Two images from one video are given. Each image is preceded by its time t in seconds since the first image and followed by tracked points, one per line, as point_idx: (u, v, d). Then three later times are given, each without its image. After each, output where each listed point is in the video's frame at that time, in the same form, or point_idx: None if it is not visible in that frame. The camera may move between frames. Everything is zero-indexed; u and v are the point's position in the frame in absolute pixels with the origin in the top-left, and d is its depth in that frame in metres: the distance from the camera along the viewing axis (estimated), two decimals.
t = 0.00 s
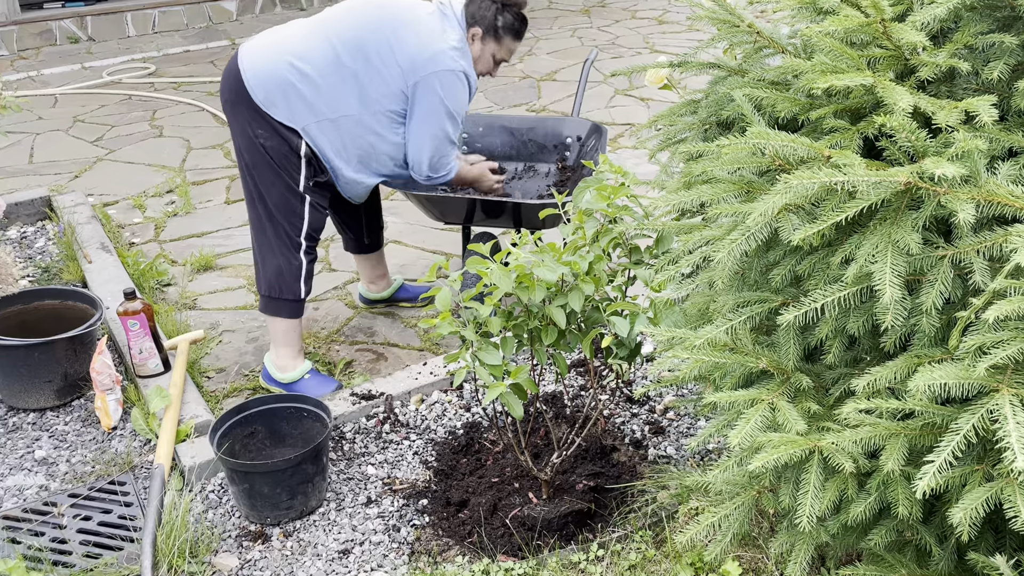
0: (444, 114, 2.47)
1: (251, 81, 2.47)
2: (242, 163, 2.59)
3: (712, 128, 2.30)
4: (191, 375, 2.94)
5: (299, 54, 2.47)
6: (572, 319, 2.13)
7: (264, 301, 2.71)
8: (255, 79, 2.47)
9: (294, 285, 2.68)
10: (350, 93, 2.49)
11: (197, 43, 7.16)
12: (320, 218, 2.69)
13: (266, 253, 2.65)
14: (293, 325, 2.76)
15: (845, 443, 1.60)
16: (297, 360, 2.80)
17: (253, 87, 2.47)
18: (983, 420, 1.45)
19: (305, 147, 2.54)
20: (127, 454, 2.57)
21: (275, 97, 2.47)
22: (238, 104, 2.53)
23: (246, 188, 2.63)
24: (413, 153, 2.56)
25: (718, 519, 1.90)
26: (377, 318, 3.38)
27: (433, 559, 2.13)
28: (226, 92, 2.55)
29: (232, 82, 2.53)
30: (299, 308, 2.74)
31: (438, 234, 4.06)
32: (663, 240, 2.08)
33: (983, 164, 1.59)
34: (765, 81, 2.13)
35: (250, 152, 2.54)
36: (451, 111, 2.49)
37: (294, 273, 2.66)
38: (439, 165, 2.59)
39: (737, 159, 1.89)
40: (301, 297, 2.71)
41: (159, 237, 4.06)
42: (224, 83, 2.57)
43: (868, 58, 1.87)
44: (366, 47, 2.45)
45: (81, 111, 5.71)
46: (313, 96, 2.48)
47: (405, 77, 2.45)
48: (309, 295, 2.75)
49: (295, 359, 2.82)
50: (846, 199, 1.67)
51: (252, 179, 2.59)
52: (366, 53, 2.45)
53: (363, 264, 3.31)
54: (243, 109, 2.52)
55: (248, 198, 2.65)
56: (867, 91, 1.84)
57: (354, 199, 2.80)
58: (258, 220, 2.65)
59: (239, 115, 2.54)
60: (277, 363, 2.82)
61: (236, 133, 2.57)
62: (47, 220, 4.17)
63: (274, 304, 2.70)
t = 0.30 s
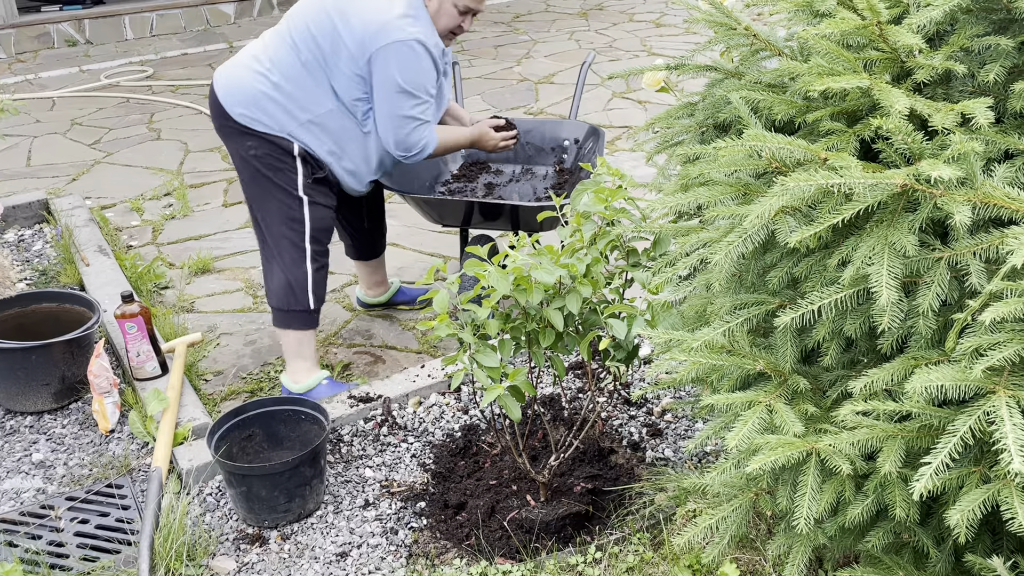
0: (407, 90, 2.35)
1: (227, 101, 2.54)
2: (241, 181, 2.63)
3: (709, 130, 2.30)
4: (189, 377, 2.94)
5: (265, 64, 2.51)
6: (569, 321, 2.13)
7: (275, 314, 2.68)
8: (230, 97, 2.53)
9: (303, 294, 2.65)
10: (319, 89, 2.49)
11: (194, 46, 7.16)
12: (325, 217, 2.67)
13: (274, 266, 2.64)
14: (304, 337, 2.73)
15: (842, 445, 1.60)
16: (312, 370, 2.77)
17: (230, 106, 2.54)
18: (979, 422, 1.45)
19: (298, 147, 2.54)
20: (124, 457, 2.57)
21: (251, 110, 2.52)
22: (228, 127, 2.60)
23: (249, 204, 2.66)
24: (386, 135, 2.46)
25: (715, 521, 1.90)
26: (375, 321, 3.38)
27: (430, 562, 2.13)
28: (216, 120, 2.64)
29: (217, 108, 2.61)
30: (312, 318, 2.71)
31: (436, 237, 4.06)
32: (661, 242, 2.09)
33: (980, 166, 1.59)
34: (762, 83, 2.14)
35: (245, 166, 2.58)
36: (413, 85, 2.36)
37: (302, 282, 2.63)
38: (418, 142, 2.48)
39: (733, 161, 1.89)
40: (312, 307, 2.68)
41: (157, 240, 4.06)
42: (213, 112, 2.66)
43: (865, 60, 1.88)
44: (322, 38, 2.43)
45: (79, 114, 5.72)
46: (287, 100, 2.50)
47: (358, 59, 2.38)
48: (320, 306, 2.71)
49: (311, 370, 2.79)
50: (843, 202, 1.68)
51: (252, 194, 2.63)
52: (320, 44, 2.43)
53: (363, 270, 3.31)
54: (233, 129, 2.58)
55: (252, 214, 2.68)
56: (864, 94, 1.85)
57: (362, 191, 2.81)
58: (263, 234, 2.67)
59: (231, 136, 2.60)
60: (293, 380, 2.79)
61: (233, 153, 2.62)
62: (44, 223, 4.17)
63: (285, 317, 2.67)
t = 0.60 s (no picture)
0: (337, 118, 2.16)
1: (189, 123, 2.49)
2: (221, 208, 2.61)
3: (706, 131, 2.30)
4: (187, 379, 2.94)
5: (222, 85, 2.42)
6: (567, 322, 2.13)
7: (273, 337, 2.69)
8: (189, 118, 2.48)
9: (298, 319, 2.64)
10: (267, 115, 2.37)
11: (192, 48, 7.17)
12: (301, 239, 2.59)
13: (265, 292, 2.63)
14: (305, 356, 2.75)
15: (840, 445, 1.60)
16: (315, 379, 2.79)
17: (191, 128, 2.49)
18: (976, 422, 1.45)
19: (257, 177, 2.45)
20: (122, 459, 2.57)
21: (208, 133, 2.46)
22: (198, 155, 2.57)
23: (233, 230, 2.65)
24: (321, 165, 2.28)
25: (713, 522, 1.90)
26: (373, 322, 3.38)
27: (428, 564, 2.13)
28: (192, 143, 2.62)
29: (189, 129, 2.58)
30: (308, 339, 2.71)
31: (434, 238, 4.06)
32: (659, 243, 2.09)
33: (977, 167, 1.59)
34: (759, 84, 2.14)
35: (218, 196, 2.55)
36: (346, 112, 2.16)
37: (293, 306, 2.62)
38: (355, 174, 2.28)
39: (731, 162, 1.89)
40: (307, 329, 2.67)
41: (155, 241, 4.06)
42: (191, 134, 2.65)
43: (862, 61, 1.88)
44: (267, 57, 2.29)
45: (76, 116, 5.72)
46: (238, 123, 2.41)
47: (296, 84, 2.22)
48: (317, 325, 2.71)
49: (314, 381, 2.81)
50: (840, 202, 1.68)
51: (232, 222, 2.61)
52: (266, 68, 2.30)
53: (356, 277, 3.31)
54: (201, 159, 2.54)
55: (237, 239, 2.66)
56: (861, 94, 1.85)
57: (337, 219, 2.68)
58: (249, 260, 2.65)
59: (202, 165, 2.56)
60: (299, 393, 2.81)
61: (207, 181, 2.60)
62: (42, 224, 4.17)
63: (282, 339, 2.68)
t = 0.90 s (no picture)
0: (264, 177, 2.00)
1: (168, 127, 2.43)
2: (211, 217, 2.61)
3: (703, 131, 2.31)
4: (185, 380, 2.94)
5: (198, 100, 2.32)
6: (565, 322, 2.14)
7: (269, 343, 2.70)
8: (170, 124, 2.41)
9: (289, 329, 2.62)
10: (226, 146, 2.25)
11: (189, 49, 7.16)
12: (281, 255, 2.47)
13: (256, 304, 2.61)
14: (302, 361, 2.74)
15: (837, 444, 1.61)
16: (313, 380, 2.79)
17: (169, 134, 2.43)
18: (973, 420, 1.45)
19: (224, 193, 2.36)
20: (120, 459, 2.57)
21: (184, 143, 2.38)
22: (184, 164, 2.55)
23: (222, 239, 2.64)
24: (250, 214, 2.13)
25: (711, 521, 1.90)
26: (371, 323, 3.38)
27: (427, 563, 2.13)
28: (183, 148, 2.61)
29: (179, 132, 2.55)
30: (302, 348, 2.69)
31: (431, 238, 4.06)
32: (656, 243, 2.09)
33: (973, 166, 1.59)
34: (756, 84, 2.14)
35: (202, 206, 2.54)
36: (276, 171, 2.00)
37: (280, 318, 2.59)
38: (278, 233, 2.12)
39: (728, 161, 1.89)
40: (298, 340, 2.65)
41: (153, 242, 4.06)
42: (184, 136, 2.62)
43: (858, 61, 1.88)
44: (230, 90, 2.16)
45: (73, 117, 5.71)
46: (206, 145, 2.32)
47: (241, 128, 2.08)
48: (310, 335, 2.68)
49: (313, 383, 2.81)
50: (836, 201, 1.68)
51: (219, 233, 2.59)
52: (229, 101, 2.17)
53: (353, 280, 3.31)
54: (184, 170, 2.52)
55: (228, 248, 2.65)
56: (858, 94, 1.85)
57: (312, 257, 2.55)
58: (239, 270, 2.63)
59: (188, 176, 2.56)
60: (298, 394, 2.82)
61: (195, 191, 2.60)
62: (39, 225, 4.16)
63: (277, 347, 2.67)
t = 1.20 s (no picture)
0: (291, 224, 2.01)
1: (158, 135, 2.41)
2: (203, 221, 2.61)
3: (700, 130, 2.31)
4: (182, 379, 2.94)
5: (188, 114, 2.29)
6: (563, 321, 2.14)
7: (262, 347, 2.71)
8: (158, 134, 2.39)
9: (280, 334, 2.61)
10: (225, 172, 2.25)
11: (186, 48, 7.16)
12: (271, 260, 2.46)
13: (248, 308, 2.61)
14: (296, 364, 2.74)
15: (834, 443, 1.61)
16: (312, 380, 2.79)
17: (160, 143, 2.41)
18: (970, 418, 1.45)
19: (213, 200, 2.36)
20: (117, 459, 2.57)
21: (175, 154, 2.37)
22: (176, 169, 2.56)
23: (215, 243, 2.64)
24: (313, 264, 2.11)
25: (709, 519, 1.90)
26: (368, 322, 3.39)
27: (425, 563, 2.13)
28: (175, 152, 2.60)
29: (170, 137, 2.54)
30: (294, 352, 2.69)
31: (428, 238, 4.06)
32: (653, 242, 2.09)
33: (969, 164, 1.59)
34: (752, 82, 2.14)
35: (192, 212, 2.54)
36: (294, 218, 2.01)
37: (269, 324, 2.59)
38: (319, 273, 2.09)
39: (725, 160, 1.90)
40: (290, 345, 2.64)
41: (150, 242, 4.05)
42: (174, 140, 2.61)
43: (855, 59, 1.88)
44: (228, 122, 2.15)
45: (69, 117, 5.71)
46: (197, 162, 2.32)
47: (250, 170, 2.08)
48: (302, 340, 2.67)
49: (311, 384, 2.82)
50: (833, 199, 1.68)
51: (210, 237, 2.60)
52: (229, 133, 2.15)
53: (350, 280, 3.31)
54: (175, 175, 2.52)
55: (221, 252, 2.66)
56: (854, 92, 1.85)
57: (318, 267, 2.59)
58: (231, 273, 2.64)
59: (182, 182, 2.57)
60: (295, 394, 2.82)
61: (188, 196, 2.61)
62: (36, 225, 4.16)
63: (270, 351, 2.68)
